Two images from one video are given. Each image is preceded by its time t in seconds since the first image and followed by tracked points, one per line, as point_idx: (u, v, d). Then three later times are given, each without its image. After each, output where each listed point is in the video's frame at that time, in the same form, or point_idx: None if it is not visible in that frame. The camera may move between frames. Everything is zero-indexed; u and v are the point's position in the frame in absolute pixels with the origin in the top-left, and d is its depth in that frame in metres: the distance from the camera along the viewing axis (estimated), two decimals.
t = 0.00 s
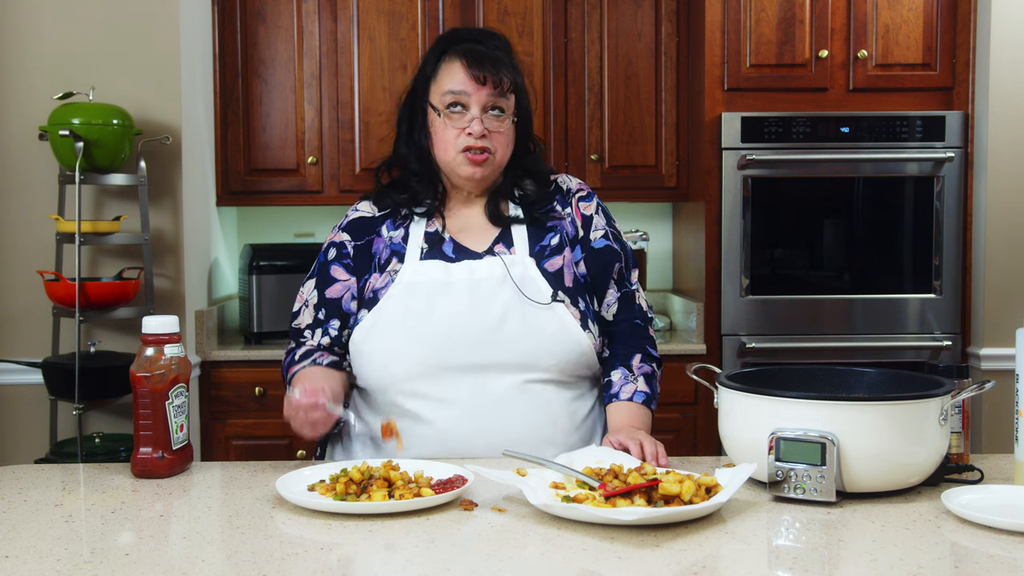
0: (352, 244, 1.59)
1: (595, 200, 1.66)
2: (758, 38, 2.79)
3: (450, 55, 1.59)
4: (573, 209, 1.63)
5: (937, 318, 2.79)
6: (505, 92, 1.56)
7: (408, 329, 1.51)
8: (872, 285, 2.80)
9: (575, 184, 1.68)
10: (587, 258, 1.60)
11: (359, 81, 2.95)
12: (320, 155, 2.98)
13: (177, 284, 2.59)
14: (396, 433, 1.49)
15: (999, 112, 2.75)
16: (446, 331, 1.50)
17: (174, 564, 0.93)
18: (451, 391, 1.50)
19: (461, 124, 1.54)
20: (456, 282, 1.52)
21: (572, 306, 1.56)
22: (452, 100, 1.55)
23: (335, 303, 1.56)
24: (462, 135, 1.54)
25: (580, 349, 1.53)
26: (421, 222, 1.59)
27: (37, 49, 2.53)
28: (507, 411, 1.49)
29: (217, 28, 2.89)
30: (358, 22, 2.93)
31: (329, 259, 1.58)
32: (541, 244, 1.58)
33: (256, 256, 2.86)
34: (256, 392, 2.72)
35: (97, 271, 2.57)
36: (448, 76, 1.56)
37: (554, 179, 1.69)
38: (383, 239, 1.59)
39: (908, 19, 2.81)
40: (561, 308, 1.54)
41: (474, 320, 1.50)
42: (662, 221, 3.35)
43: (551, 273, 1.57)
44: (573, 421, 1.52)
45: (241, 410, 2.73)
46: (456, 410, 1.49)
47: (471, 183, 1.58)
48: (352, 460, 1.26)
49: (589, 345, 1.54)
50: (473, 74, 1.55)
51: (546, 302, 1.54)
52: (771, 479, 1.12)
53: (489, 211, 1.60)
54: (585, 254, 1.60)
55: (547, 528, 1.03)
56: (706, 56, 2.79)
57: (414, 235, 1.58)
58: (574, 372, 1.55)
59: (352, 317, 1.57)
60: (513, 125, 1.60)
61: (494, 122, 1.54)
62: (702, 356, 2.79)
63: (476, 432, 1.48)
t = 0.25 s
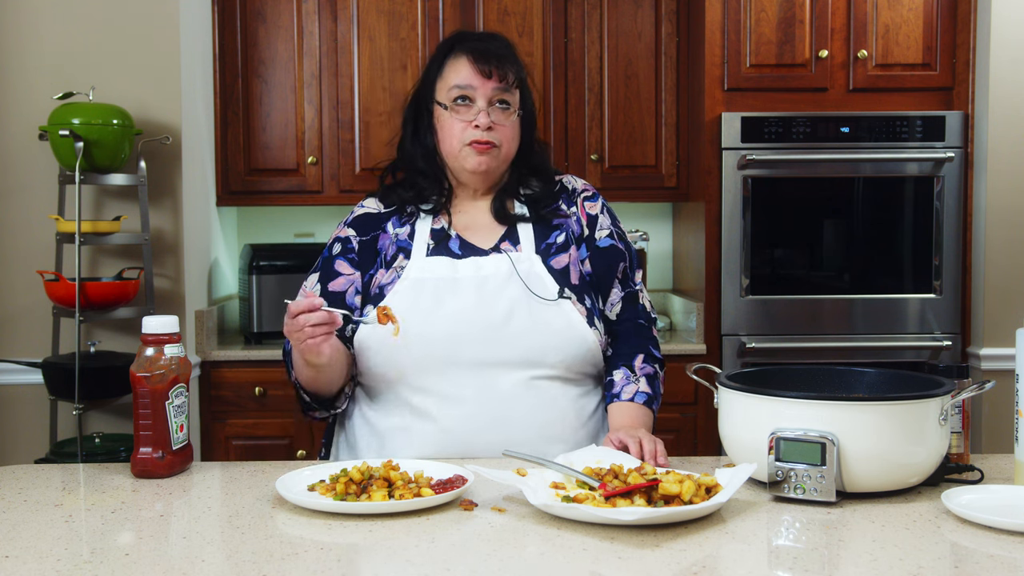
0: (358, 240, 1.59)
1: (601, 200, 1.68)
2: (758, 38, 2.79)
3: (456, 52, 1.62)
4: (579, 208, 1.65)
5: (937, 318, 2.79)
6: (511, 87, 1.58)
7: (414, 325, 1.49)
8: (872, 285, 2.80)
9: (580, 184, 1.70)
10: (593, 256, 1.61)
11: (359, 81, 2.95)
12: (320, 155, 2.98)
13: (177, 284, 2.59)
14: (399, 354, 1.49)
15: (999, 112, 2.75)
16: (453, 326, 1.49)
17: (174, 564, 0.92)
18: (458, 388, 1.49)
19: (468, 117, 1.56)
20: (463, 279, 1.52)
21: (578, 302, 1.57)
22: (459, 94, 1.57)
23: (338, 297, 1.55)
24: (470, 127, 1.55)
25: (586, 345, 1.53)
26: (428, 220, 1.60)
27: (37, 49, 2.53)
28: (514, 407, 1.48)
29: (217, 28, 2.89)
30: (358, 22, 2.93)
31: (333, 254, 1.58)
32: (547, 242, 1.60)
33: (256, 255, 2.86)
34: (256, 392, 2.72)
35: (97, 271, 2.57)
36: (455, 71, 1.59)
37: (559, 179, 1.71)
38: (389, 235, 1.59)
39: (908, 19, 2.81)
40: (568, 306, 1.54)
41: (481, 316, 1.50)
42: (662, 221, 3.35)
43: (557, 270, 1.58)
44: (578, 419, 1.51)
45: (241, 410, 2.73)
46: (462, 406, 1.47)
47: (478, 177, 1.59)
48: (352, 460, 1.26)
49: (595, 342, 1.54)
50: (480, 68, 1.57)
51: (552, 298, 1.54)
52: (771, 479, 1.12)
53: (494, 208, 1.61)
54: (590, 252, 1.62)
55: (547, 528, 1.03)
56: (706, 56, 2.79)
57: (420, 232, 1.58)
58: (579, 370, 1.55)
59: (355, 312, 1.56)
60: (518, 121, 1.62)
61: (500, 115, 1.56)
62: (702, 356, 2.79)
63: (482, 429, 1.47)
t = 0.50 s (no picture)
0: (361, 242, 1.58)
1: (604, 204, 1.66)
2: (758, 38, 2.79)
3: (465, 53, 1.61)
4: (582, 211, 1.64)
5: (937, 317, 2.79)
6: (519, 89, 1.59)
7: (417, 326, 1.51)
8: (872, 285, 2.80)
9: (583, 188, 1.68)
10: (596, 259, 1.61)
11: (359, 81, 2.95)
12: (320, 155, 2.98)
13: (177, 284, 2.59)
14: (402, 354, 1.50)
15: (999, 112, 2.75)
16: (456, 328, 1.50)
17: (174, 564, 0.92)
18: (460, 389, 1.50)
19: (477, 119, 1.56)
20: (467, 280, 1.53)
21: (581, 305, 1.56)
22: (468, 95, 1.57)
23: (342, 301, 1.55)
24: (479, 130, 1.55)
25: (589, 347, 1.53)
26: (431, 220, 1.60)
27: (37, 49, 2.53)
28: (516, 409, 1.49)
29: (217, 28, 2.89)
30: (358, 22, 2.93)
31: (336, 257, 1.58)
32: (551, 245, 1.59)
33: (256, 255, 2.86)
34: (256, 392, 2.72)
35: (97, 271, 2.57)
36: (464, 72, 1.58)
37: (562, 182, 1.69)
38: (392, 237, 1.59)
39: (908, 19, 2.81)
40: (571, 308, 1.54)
41: (484, 318, 1.51)
42: (662, 221, 3.35)
43: (560, 273, 1.57)
44: (581, 421, 1.52)
45: (241, 410, 2.73)
46: (465, 407, 1.48)
47: (485, 179, 1.59)
48: (352, 460, 1.26)
49: (598, 344, 1.54)
50: (489, 70, 1.57)
51: (555, 300, 1.54)
52: (771, 478, 1.12)
53: (499, 210, 1.60)
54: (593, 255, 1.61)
55: (547, 528, 1.03)
56: (706, 56, 2.79)
57: (423, 233, 1.58)
58: (582, 371, 1.55)
59: (359, 315, 1.57)
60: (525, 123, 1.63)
61: (509, 118, 1.57)
62: (702, 356, 2.79)
63: (484, 430, 1.48)
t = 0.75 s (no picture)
0: (356, 236, 1.58)
1: (600, 201, 1.68)
2: (758, 38, 2.79)
3: (463, 48, 1.63)
4: (578, 209, 1.65)
5: (937, 317, 2.79)
6: (517, 84, 1.61)
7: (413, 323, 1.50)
8: (872, 285, 2.80)
9: (580, 186, 1.70)
10: (592, 257, 1.62)
11: (359, 81, 2.95)
12: (320, 155, 2.98)
13: (177, 284, 2.59)
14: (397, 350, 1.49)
15: (999, 112, 2.75)
16: (452, 325, 1.49)
17: (173, 564, 0.92)
18: (455, 387, 1.48)
19: (476, 113, 1.57)
20: (463, 277, 1.52)
21: (577, 304, 1.56)
22: (467, 89, 1.59)
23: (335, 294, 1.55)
24: (478, 123, 1.56)
25: (584, 346, 1.53)
26: (428, 216, 1.60)
27: (37, 49, 2.53)
28: (511, 408, 1.48)
29: (218, 28, 2.89)
30: (358, 22, 2.93)
31: (331, 249, 1.58)
32: (547, 243, 1.59)
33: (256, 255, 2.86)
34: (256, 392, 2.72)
35: (96, 271, 2.57)
36: (463, 67, 1.60)
37: (558, 179, 1.71)
38: (388, 232, 1.58)
39: (908, 19, 2.81)
40: (567, 306, 1.54)
41: (481, 315, 1.50)
42: (662, 221, 3.35)
43: (556, 270, 1.58)
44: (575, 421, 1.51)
45: (241, 410, 2.73)
46: (459, 405, 1.47)
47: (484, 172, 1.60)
48: (351, 460, 1.26)
49: (594, 343, 1.54)
50: (488, 65, 1.59)
51: (551, 298, 1.54)
52: (771, 479, 1.12)
53: (495, 206, 1.61)
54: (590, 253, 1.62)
55: (547, 528, 1.03)
56: (706, 57, 2.79)
57: (419, 231, 1.58)
58: (577, 370, 1.55)
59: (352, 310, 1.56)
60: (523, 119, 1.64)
61: (508, 111, 1.58)
62: (702, 356, 2.79)
63: (478, 428, 1.47)
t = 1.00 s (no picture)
0: (352, 240, 1.60)
1: (594, 201, 1.68)
2: (758, 38, 2.79)
3: (454, 49, 1.63)
4: (573, 210, 1.65)
5: (937, 317, 2.79)
6: (510, 82, 1.61)
7: (407, 330, 1.50)
8: (872, 285, 2.80)
9: (573, 185, 1.70)
10: (587, 259, 1.62)
11: (359, 80, 2.95)
12: (320, 155, 2.98)
13: (177, 284, 2.59)
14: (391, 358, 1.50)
15: (999, 112, 2.75)
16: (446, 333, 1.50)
17: (173, 564, 0.92)
18: (448, 394, 1.49)
19: (469, 111, 1.57)
20: (458, 283, 1.53)
21: (571, 310, 1.56)
22: (459, 88, 1.59)
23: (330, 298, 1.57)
24: (471, 122, 1.56)
25: (578, 354, 1.53)
26: (422, 220, 1.59)
27: (37, 49, 2.53)
28: (503, 415, 1.48)
29: (218, 28, 2.89)
30: (358, 22, 2.93)
31: (326, 253, 1.60)
32: (541, 247, 1.59)
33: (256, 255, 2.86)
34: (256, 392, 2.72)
35: (97, 271, 2.57)
36: (455, 67, 1.60)
37: (552, 179, 1.71)
38: (383, 236, 1.60)
39: (908, 19, 2.81)
40: (562, 313, 1.54)
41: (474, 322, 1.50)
42: (662, 221, 3.35)
43: (551, 276, 1.57)
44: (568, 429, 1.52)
45: (241, 410, 2.73)
46: (452, 413, 1.48)
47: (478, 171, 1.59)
48: (351, 461, 1.26)
49: (587, 350, 1.55)
50: (479, 63, 1.59)
51: (546, 306, 1.54)
52: (771, 479, 1.12)
53: (488, 209, 1.61)
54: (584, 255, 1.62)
55: (547, 528, 1.03)
56: (706, 57, 2.79)
57: (414, 235, 1.58)
58: (571, 378, 1.55)
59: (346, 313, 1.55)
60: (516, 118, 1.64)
61: (501, 109, 1.57)
62: (702, 356, 2.79)
63: (471, 436, 1.47)
